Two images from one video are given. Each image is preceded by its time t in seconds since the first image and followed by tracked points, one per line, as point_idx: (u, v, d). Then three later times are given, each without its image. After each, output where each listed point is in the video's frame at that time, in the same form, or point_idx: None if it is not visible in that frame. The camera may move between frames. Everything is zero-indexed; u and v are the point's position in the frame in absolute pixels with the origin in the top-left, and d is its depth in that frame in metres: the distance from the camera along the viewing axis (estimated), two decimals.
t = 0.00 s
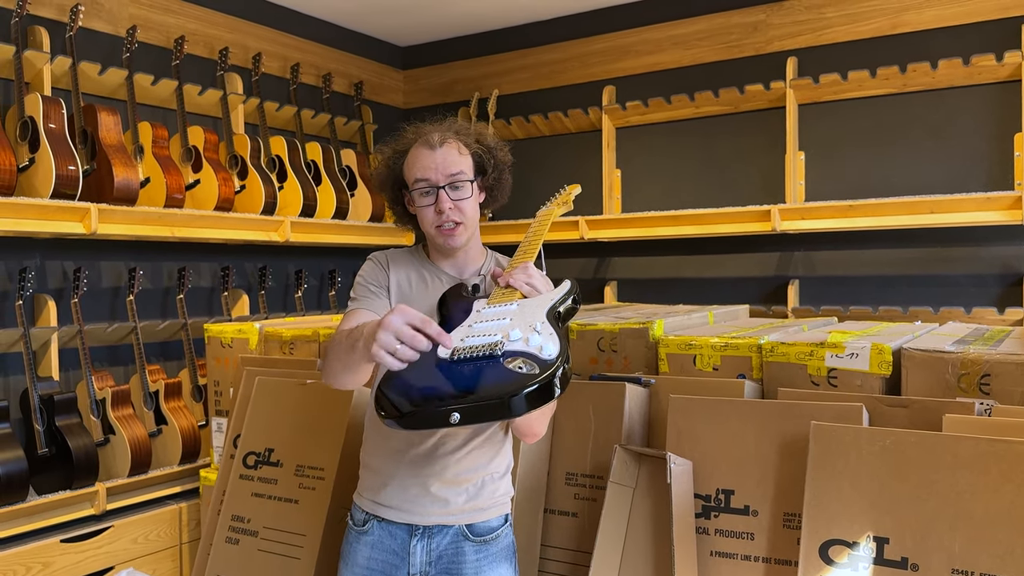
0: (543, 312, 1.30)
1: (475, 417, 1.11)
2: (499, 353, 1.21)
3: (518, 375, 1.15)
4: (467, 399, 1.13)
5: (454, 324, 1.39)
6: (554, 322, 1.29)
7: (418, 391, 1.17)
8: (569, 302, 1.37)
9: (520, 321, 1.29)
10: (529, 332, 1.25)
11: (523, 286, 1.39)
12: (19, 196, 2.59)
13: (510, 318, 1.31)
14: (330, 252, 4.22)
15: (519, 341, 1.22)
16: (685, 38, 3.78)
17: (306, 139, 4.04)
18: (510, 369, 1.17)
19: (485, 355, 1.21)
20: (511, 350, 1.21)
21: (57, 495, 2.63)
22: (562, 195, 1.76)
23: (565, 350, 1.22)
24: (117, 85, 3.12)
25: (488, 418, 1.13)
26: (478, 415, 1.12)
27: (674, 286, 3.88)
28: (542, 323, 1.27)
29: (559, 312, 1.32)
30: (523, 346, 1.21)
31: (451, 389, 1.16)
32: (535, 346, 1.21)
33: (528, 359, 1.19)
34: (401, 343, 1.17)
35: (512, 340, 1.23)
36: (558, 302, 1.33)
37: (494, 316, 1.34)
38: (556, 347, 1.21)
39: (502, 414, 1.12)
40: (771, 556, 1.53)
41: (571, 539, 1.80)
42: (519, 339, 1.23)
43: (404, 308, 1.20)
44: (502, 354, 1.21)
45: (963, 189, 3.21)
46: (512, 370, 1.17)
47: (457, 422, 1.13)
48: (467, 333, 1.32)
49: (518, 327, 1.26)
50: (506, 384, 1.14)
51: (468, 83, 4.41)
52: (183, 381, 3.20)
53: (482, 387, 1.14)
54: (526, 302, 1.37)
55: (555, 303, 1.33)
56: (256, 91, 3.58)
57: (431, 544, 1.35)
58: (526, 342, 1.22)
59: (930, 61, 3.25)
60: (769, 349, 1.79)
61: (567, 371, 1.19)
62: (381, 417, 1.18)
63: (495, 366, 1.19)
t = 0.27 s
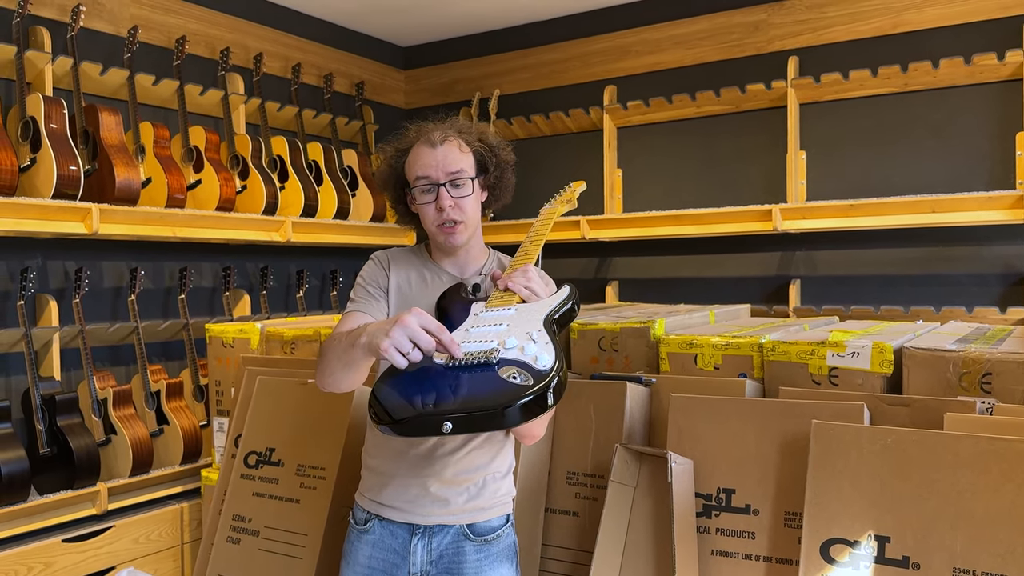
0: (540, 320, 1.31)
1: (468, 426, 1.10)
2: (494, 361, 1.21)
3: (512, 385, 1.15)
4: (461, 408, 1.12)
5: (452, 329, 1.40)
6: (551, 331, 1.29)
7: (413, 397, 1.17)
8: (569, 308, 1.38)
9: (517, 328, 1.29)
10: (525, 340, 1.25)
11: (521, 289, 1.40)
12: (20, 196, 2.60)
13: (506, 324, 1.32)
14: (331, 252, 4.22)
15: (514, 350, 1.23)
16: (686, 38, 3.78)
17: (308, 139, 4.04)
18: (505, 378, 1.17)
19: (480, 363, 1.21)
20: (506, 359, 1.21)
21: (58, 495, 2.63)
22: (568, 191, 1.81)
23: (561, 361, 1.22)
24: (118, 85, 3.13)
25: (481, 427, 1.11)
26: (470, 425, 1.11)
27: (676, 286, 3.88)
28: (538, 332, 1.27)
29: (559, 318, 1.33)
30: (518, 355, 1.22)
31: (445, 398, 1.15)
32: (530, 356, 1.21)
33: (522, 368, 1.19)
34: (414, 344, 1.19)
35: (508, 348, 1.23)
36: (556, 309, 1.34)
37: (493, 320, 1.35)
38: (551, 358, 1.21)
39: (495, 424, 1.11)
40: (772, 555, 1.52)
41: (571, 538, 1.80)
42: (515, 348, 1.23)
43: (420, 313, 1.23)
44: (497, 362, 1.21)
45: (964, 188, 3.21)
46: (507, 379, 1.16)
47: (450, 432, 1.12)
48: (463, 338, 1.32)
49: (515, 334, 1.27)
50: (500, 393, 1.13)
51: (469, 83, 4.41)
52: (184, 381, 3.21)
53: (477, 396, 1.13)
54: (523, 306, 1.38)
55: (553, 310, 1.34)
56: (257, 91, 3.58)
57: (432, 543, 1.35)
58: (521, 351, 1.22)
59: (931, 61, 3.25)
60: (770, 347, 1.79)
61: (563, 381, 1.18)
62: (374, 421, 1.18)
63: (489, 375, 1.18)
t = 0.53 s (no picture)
0: (539, 314, 1.30)
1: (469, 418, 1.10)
2: (494, 355, 1.21)
3: (514, 376, 1.15)
4: (462, 402, 1.12)
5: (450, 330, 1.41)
6: (550, 323, 1.29)
7: (414, 395, 1.17)
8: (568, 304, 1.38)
9: (517, 322, 1.29)
10: (525, 334, 1.25)
11: (518, 287, 1.40)
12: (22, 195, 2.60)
13: (506, 319, 1.32)
14: (332, 252, 4.22)
15: (514, 343, 1.23)
16: (688, 37, 3.78)
17: (309, 139, 4.04)
18: (506, 370, 1.17)
19: (480, 358, 1.22)
20: (507, 352, 1.21)
21: (60, 495, 2.63)
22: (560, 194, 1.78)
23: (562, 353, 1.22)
24: (120, 85, 3.13)
25: (483, 420, 1.11)
26: (472, 418, 1.11)
27: (677, 285, 3.88)
28: (538, 325, 1.27)
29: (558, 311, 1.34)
30: (519, 347, 1.22)
31: (446, 393, 1.15)
32: (530, 347, 1.21)
33: (523, 360, 1.19)
34: (410, 344, 1.19)
35: (508, 342, 1.23)
36: (556, 302, 1.35)
37: (493, 317, 1.35)
38: (552, 349, 1.20)
39: (498, 414, 1.10)
40: (775, 555, 1.52)
41: (573, 538, 1.80)
42: (515, 341, 1.23)
43: (417, 313, 1.23)
44: (497, 356, 1.21)
45: (966, 188, 3.20)
46: (508, 372, 1.16)
47: (452, 425, 1.12)
48: (463, 334, 1.32)
49: (515, 327, 1.27)
50: (501, 385, 1.13)
51: (471, 82, 4.41)
52: (186, 381, 3.21)
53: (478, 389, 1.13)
54: (522, 302, 1.37)
55: (552, 303, 1.34)
56: (258, 91, 3.58)
57: (433, 542, 1.34)
58: (521, 344, 1.22)
59: (933, 60, 3.24)
60: (772, 346, 1.79)
61: (564, 373, 1.18)
62: (376, 419, 1.17)
63: (490, 369, 1.18)
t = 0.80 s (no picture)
0: (545, 315, 1.30)
1: (475, 422, 1.09)
2: (501, 358, 1.21)
3: (522, 380, 1.14)
4: (468, 405, 1.11)
5: (455, 329, 1.40)
6: (557, 324, 1.29)
7: (420, 397, 1.17)
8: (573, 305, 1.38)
9: (523, 324, 1.29)
10: (532, 335, 1.25)
11: (523, 287, 1.40)
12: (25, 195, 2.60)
13: (511, 320, 1.31)
14: (335, 251, 4.22)
15: (521, 345, 1.22)
16: (690, 37, 3.77)
17: (312, 138, 4.04)
18: (513, 374, 1.16)
19: (487, 360, 1.22)
20: (514, 354, 1.21)
21: (63, 494, 2.63)
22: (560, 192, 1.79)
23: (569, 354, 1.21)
24: (122, 84, 3.13)
25: (489, 424, 1.10)
26: (478, 422, 1.11)
27: (680, 285, 3.87)
28: (544, 326, 1.27)
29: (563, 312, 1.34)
30: (526, 350, 1.22)
31: (452, 396, 1.15)
32: (538, 349, 1.21)
33: (530, 362, 1.18)
34: (413, 350, 1.19)
35: (515, 344, 1.23)
36: (561, 303, 1.35)
37: (498, 318, 1.34)
38: (559, 351, 1.20)
39: (506, 419, 1.10)
40: (779, 555, 1.52)
41: (577, 538, 1.80)
42: (522, 343, 1.23)
43: (422, 318, 1.22)
44: (505, 358, 1.21)
45: (970, 188, 3.19)
46: (515, 375, 1.16)
47: (459, 429, 1.11)
48: (468, 336, 1.32)
49: (522, 330, 1.26)
50: (507, 389, 1.13)
51: (473, 82, 4.41)
52: (189, 380, 3.21)
53: (485, 393, 1.13)
54: (527, 303, 1.37)
55: (557, 304, 1.34)
56: (261, 90, 3.58)
57: (437, 543, 1.34)
58: (529, 346, 1.22)
59: (937, 59, 3.24)
60: (776, 346, 1.78)
61: (572, 376, 1.18)
62: (382, 421, 1.17)
63: (497, 372, 1.18)
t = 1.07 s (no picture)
0: (550, 317, 1.30)
1: (482, 428, 1.10)
2: (507, 360, 1.20)
3: (527, 384, 1.14)
4: (474, 410, 1.12)
5: (461, 329, 1.40)
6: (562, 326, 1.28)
7: (425, 401, 1.17)
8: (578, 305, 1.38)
9: (528, 326, 1.28)
10: (537, 338, 1.24)
11: (530, 287, 1.41)
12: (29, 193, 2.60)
13: (517, 322, 1.31)
14: (338, 251, 4.22)
15: (526, 348, 1.22)
16: (694, 36, 3.77)
17: (315, 138, 4.04)
18: (518, 377, 1.16)
19: (492, 363, 1.21)
20: (519, 357, 1.20)
21: (66, 493, 2.63)
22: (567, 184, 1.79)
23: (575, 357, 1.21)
24: (126, 83, 3.13)
25: (495, 428, 1.11)
26: (484, 427, 1.11)
27: (683, 285, 3.87)
28: (549, 328, 1.27)
29: (569, 313, 1.33)
30: (531, 353, 1.21)
31: (458, 400, 1.15)
32: (543, 353, 1.20)
33: (535, 366, 1.18)
34: (418, 355, 1.20)
35: (520, 346, 1.22)
36: (566, 305, 1.34)
37: (503, 319, 1.34)
38: (565, 355, 1.19)
39: (513, 423, 1.10)
40: (784, 555, 1.52)
41: (581, 538, 1.79)
42: (527, 346, 1.22)
43: (427, 322, 1.23)
44: (511, 361, 1.20)
45: (974, 188, 3.19)
46: (520, 378, 1.16)
47: (465, 434, 1.12)
48: (473, 338, 1.31)
49: (527, 332, 1.26)
50: (513, 393, 1.13)
51: (476, 81, 4.41)
52: (192, 379, 3.21)
53: (490, 397, 1.13)
54: (533, 303, 1.37)
55: (563, 306, 1.33)
56: (264, 89, 3.58)
57: (444, 543, 1.34)
58: (534, 349, 1.21)
59: (941, 59, 3.23)
60: (781, 346, 1.78)
61: (577, 378, 1.17)
62: (389, 426, 1.17)
63: (502, 375, 1.18)
